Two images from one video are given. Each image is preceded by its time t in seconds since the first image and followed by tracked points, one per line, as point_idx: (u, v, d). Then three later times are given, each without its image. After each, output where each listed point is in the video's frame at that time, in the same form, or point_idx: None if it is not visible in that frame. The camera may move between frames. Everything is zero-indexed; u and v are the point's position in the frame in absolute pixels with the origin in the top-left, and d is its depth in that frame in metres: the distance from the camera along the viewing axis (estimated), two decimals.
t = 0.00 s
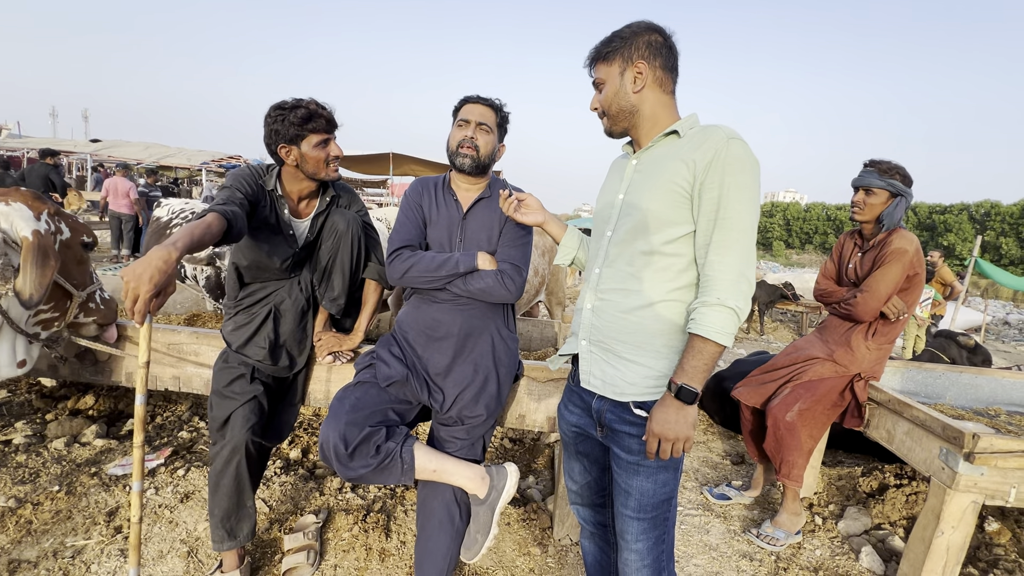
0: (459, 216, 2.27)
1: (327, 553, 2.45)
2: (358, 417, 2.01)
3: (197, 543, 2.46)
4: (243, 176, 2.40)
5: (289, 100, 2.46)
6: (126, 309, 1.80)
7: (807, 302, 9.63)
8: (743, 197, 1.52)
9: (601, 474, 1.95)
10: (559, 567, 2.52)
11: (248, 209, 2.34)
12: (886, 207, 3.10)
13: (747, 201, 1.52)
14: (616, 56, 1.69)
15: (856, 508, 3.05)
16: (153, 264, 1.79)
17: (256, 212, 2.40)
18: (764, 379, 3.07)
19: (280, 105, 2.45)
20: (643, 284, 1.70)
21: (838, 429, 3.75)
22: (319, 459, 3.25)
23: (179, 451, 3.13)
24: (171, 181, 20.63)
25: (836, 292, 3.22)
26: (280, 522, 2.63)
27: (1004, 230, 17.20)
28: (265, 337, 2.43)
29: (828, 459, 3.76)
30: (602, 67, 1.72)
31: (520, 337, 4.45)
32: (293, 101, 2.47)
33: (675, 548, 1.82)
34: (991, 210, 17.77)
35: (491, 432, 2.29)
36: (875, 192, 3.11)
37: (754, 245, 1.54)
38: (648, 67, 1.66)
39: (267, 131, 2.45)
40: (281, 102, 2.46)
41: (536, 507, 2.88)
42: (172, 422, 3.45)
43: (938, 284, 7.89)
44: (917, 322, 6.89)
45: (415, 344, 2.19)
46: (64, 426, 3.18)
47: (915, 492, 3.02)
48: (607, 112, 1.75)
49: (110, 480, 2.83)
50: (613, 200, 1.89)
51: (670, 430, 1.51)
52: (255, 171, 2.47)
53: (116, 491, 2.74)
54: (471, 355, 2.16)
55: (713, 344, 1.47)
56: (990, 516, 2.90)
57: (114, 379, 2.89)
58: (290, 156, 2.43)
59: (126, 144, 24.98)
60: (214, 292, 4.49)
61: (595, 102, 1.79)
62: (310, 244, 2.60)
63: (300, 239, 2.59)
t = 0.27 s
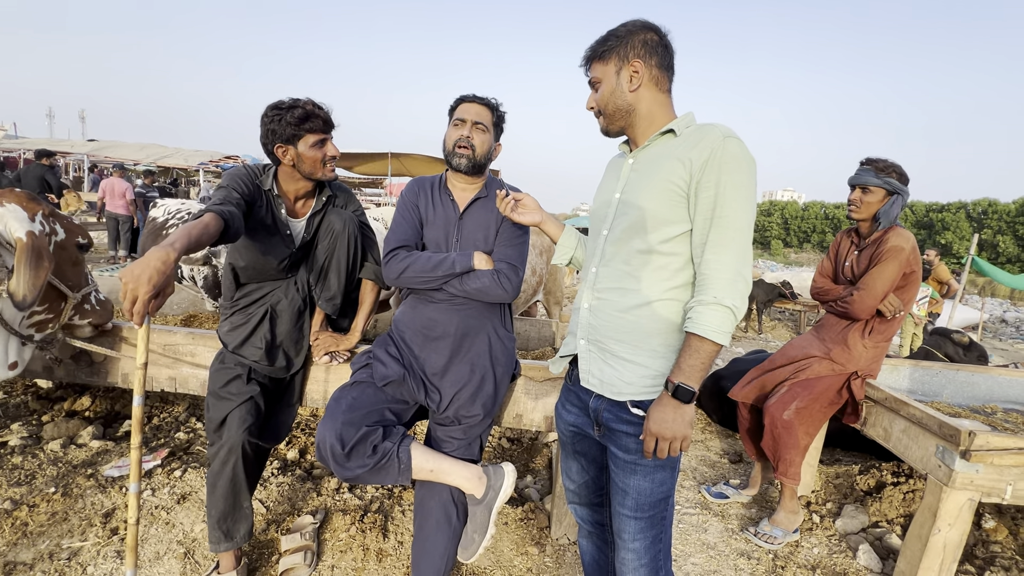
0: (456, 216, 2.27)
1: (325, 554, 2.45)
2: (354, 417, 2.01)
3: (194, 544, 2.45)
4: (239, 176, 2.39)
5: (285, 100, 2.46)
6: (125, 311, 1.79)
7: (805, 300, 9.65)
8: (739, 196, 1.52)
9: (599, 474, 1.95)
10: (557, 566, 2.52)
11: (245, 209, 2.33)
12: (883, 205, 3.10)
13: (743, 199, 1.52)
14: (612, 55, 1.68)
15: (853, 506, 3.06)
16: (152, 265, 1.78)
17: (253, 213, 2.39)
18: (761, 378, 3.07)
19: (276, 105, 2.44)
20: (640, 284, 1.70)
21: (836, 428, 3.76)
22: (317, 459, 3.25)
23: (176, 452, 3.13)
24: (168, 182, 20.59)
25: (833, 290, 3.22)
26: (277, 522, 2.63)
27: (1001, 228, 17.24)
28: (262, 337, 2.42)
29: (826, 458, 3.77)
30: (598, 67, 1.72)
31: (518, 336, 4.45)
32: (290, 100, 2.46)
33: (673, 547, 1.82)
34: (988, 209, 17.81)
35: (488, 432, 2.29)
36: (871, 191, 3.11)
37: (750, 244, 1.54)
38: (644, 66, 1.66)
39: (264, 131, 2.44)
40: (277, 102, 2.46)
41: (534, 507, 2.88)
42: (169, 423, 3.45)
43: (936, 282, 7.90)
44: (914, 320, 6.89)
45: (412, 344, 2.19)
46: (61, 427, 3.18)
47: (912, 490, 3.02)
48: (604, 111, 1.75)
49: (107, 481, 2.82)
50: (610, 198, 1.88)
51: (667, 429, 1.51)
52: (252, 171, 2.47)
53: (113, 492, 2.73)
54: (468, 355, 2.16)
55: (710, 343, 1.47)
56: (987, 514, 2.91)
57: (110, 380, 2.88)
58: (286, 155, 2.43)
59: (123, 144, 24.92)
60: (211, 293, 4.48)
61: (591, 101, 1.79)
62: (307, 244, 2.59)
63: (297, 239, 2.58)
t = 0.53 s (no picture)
0: (453, 216, 2.27)
1: (323, 554, 2.44)
2: (352, 417, 2.01)
3: (192, 546, 2.45)
4: (237, 176, 2.39)
5: (283, 101, 2.45)
6: (126, 312, 1.78)
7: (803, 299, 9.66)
8: (736, 195, 1.52)
9: (597, 473, 1.95)
10: (556, 566, 2.52)
11: (242, 209, 2.33)
12: (879, 203, 3.10)
13: (741, 199, 1.52)
14: (610, 54, 1.68)
15: (851, 504, 3.06)
16: (153, 266, 1.78)
17: (250, 213, 2.39)
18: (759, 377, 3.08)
19: (274, 106, 2.44)
20: (638, 283, 1.70)
21: (833, 426, 3.76)
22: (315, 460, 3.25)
23: (174, 454, 3.12)
24: (165, 183, 20.54)
25: (830, 289, 3.23)
26: (276, 523, 2.63)
27: (999, 226, 17.28)
28: (260, 338, 2.42)
29: (824, 456, 3.77)
30: (596, 65, 1.72)
31: (516, 336, 4.45)
32: (288, 101, 2.46)
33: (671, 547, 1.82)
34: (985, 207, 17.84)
35: (485, 432, 2.29)
36: (867, 189, 3.12)
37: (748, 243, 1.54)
38: (642, 65, 1.67)
39: (261, 131, 2.44)
40: (275, 102, 2.46)
41: (532, 506, 2.88)
42: (166, 424, 3.44)
43: (933, 280, 7.91)
44: (912, 319, 6.91)
45: (409, 344, 2.19)
46: (58, 429, 3.17)
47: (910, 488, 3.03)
48: (602, 110, 1.75)
49: (104, 483, 2.82)
50: (608, 198, 1.89)
51: (665, 428, 1.51)
52: (249, 171, 2.46)
53: (110, 494, 2.72)
54: (466, 355, 2.16)
55: (708, 343, 1.47)
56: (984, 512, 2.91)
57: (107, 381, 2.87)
58: (283, 156, 2.42)
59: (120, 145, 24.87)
60: (208, 294, 4.47)
61: (589, 100, 1.79)
62: (304, 245, 2.59)
63: (295, 239, 2.58)
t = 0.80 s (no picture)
0: (450, 215, 2.27)
1: (323, 555, 2.45)
2: (351, 417, 2.01)
3: (192, 546, 2.45)
4: (236, 177, 2.39)
5: (282, 101, 2.46)
6: (125, 313, 1.78)
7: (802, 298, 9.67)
8: (736, 195, 1.53)
9: (596, 473, 1.95)
10: (555, 565, 2.52)
11: (242, 209, 2.33)
12: (876, 203, 3.11)
13: (740, 199, 1.53)
14: (611, 52, 1.69)
15: (849, 503, 3.07)
16: (152, 266, 1.78)
17: (250, 213, 2.39)
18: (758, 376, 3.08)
19: (273, 106, 2.44)
20: (637, 282, 1.70)
21: (832, 425, 3.77)
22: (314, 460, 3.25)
23: (173, 454, 3.12)
24: (163, 184, 20.50)
25: (828, 288, 3.23)
26: (275, 523, 2.63)
27: (996, 225, 17.31)
28: (259, 338, 2.42)
29: (822, 455, 3.78)
30: (596, 63, 1.72)
31: (515, 336, 4.45)
32: (287, 101, 2.47)
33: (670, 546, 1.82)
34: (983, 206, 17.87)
35: (485, 431, 2.29)
36: (864, 189, 3.12)
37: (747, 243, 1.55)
38: (643, 64, 1.67)
39: (260, 132, 2.44)
40: (275, 103, 2.46)
41: (531, 506, 2.88)
42: (165, 425, 3.44)
43: (932, 278, 7.92)
44: (910, 318, 6.92)
45: (408, 344, 2.19)
46: (56, 430, 3.16)
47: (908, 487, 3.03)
48: (601, 108, 1.75)
49: (103, 484, 2.81)
50: (607, 198, 1.89)
51: (666, 428, 1.52)
52: (248, 172, 2.47)
53: (109, 495, 2.72)
54: (465, 354, 2.16)
55: (708, 342, 1.48)
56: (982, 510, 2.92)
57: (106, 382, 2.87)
58: (283, 157, 2.42)
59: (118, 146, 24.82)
60: (207, 295, 4.47)
61: (589, 98, 1.79)
62: (303, 245, 2.59)
63: (294, 239, 2.58)
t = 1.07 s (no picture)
0: (447, 215, 2.27)
1: (323, 555, 2.45)
2: (351, 418, 2.01)
3: (191, 547, 2.45)
4: (235, 177, 2.39)
5: (282, 102, 2.46)
6: (121, 313, 1.78)
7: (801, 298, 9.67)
8: (738, 195, 1.53)
9: (597, 473, 1.96)
10: (555, 565, 2.52)
11: (241, 210, 2.33)
12: (875, 203, 3.11)
13: (742, 199, 1.53)
14: (614, 50, 1.68)
15: (849, 502, 3.08)
16: (148, 267, 1.78)
17: (249, 214, 2.39)
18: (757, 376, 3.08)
19: (272, 106, 2.44)
20: (638, 283, 1.70)
21: (831, 425, 3.78)
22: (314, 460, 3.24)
23: (172, 455, 3.11)
24: (162, 184, 20.48)
25: (828, 288, 3.24)
26: (275, 524, 2.63)
27: (995, 225, 17.33)
28: (258, 338, 2.42)
29: (822, 454, 3.79)
30: (599, 61, 1.72)
31: (515, 336, 4.45)
32: (286, 102, 2.46)
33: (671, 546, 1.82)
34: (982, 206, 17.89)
35: (485, 431, 2.29)
36: (863, 189, 3.12)
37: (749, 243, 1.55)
38: (646, 63, 1.67)
39: (259, 133, 2.44)
40: (274, 103, 2.46)
41: (531, 506, 2.89)
42: (165, 425, 3.43)
43: (931, 278, 7.92)
44: (910, 318, 6.92)
45: (408, 345, 2.19)
46: (55, 431, 3.16)
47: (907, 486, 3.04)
48: (603, 106, 1.75)
49: (102, 485, 2.81)
50: (608, 198, 1.89)
51: (667, 429, 1.52)
52: (248, 172, 2.47)
53: (108, 496, 2.72)
54: (465, 354, 2.16)
55: (710, 343, 1.48)
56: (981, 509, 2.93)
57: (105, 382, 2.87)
58: (282, 157, 2.42)
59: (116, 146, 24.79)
60: (207, 295, 4.46)
61: (590, 96, 1.79)
62: (303, 245, 2.59)
63: (293, 240, 2.57)
